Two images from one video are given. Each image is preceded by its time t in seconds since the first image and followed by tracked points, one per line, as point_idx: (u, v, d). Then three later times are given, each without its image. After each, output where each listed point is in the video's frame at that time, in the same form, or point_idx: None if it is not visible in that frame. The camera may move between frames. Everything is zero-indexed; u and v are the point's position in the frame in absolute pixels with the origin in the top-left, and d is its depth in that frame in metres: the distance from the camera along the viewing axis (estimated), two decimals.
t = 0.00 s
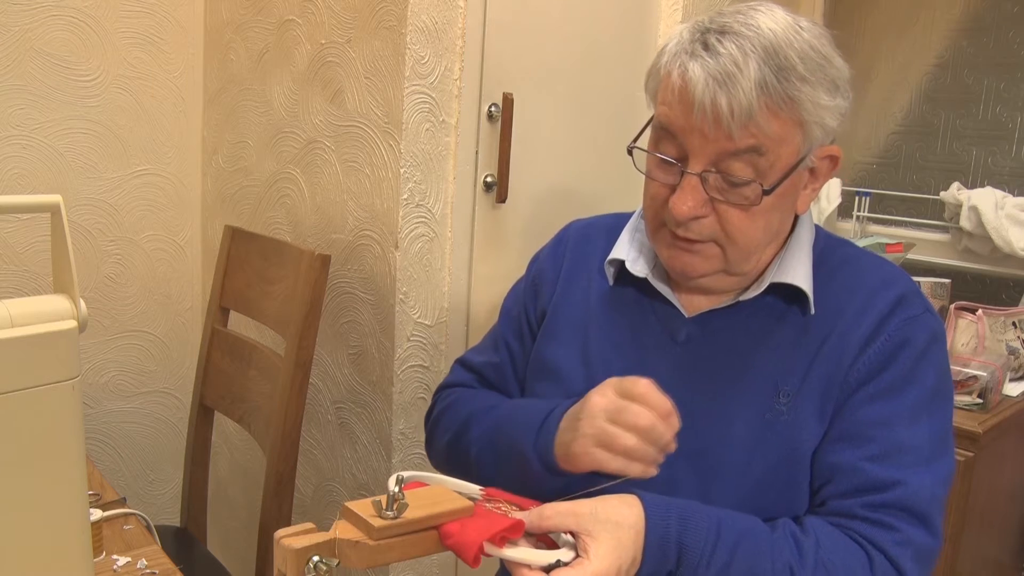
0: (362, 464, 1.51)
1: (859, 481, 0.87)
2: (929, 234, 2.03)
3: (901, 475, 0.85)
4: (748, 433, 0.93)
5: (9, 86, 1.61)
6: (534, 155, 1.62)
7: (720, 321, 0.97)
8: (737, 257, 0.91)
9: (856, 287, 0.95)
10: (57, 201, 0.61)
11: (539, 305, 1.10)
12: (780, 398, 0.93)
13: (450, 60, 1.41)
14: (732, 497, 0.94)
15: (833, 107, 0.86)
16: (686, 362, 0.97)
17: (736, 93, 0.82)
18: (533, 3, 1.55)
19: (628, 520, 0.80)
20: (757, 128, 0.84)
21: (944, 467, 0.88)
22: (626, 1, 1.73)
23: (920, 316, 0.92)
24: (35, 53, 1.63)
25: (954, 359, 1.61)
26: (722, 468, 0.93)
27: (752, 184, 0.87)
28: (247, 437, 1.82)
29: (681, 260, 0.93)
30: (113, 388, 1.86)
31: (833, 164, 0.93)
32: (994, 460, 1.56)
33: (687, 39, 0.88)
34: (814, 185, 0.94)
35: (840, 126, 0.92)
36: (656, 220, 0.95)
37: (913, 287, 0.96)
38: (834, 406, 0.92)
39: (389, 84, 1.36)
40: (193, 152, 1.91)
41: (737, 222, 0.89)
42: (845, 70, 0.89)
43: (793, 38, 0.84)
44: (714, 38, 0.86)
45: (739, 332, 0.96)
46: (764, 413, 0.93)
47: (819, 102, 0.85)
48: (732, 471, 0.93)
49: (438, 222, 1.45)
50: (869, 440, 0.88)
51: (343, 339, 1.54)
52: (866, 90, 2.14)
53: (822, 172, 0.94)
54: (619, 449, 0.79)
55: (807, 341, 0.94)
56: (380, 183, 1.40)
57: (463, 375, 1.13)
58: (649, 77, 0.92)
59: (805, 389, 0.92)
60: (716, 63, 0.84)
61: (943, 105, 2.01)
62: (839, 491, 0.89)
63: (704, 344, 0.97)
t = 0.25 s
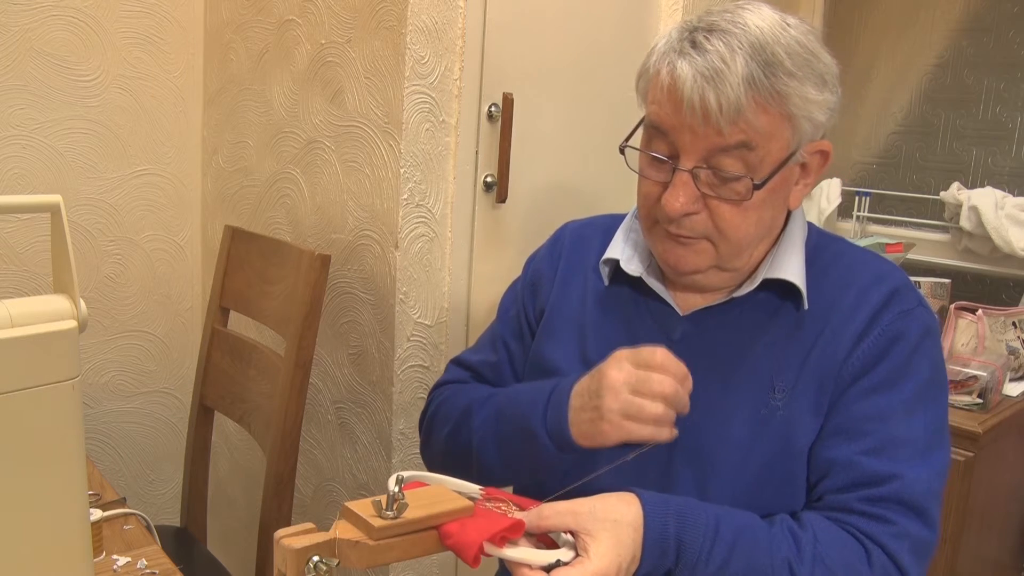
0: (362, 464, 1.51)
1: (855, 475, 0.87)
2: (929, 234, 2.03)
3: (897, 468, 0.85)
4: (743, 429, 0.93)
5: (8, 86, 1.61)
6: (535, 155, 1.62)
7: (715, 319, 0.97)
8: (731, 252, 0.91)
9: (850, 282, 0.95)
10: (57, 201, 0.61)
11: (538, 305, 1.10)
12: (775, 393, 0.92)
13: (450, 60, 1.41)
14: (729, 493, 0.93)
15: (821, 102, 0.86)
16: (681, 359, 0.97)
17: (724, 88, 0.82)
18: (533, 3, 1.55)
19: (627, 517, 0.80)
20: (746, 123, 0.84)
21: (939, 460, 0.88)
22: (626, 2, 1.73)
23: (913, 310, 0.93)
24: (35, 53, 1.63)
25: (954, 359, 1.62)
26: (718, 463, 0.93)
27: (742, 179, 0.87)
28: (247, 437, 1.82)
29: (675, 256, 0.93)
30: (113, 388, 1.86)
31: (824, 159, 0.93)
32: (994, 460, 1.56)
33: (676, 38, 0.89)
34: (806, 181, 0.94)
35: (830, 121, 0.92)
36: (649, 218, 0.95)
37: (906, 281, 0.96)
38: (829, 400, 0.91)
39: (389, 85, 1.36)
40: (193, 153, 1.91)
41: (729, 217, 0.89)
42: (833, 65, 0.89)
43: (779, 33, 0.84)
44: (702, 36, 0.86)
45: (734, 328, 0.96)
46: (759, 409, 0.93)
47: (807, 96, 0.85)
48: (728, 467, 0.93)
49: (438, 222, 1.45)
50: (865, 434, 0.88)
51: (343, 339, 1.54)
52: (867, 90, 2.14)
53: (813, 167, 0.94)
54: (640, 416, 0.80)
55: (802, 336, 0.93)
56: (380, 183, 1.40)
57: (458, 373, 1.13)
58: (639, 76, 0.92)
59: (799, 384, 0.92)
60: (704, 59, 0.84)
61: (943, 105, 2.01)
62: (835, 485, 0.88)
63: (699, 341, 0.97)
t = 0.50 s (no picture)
0: (362, 464, 1.51)
1: (852, 473, 0.87)
2: (929, 234, 2.03)
3: (894, 465, 0.85)
4: (739, 427, 0.93)
5: (8, 86, 1.61)
6: (535, 155, 1.62)
7: (711, 317, 0.97)
8: (724, 250, 0.91)
9: (844, 280, 0.95)
10: (56, 201, 0.61)
11: (537, 303, 1.10)
12: (770, 392, 0.92)
13: (450, 60, 1.41)
14: (726, 491, 0.93)
15: (811, 98, 0.86)
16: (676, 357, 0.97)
17: (714, 87, 0.82)
18: (534, 3, 1.55)
19: (626, 516, 0.80)
20: (736, 121, 0.84)
21: (936, 457, 0.88)
22: (627, 2, 1.73)
23: (908, 307, 0.93)
24: (35, 53, 1.63)
25: (954, 360, 1.62)
26: (714, 462, 0.93)
27: (733, 176, 0.87)
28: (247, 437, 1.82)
29: (669, 255, 0.93)
30: (113, 388, 1.86)
31: (816, 156, 0.93)
32: (994, 459, 1.56)
33: (665, 38, 0.89)
34: (798, 178, 0.95)
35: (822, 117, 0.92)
36: (642, 218, 0.95)
37: (900, 278, 0.96)
38: (824, 399, 0.92)
39: (389, 85, 1.36)
40: (193, 153, 1.91)
41: (721, 214, 0.89)
42: (823, 62, 0.89)
43: (768, 31, 0.84)
44: (692, 35, 0.86)
45: (730, 326, 0.96)
46: (754, 407, 0.93)
47: (797, 93, 0.85)
48: (724, 465, 0.93)
49: (438, 222, 1.45)
50: (861, 432, 0.88)
51: (343, 339, 1.54)
52: (867, 90, 2.15)
53: (805, 164, 0.94)
54: (642, 391, 0.80)
55: (797, 334, 0.93)
56: (380, 183, 1.40)
57: (454, 370, 1.13)
58: (630, 77, 0.92)
59: (795, 382, 0.92)
60: (693, 58, 0.84)
61: (943, 105, 2.01)
62: (832, 483, 0.88)
63: (694, 340, 0.97)
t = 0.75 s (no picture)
0: (362, 464, 1.51)
1: (852, 472, 0.87)
2: (929, 234, 2.03)
3: (894, 464, 0.85)
4: (739, 427, 0.93)
5: (8, 86, 1.61)
6: (535, 155, 1.62)
7: (712, 317, 0.97)
8: (725, 252, 0.91)
9: (844, 279, 0.96)
10: (56, 201, 0.61)
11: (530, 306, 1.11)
12: (770, 391, 0.92)
13: (450, 60, 1.41)
14: (726, 490, 0.93)
15: (811, 100, 0.87)
16: (676, 358, 0.97)
17: (715, 88, 0.82)
18: (534, 3, 1.55)
19: (625, 516, 0.80)
20: (738, 123, 0.84)
21: (936, 456, 0.88)
22: (627, 2, 1.73)
23: (907, 306, 0.93)
24: (35, 53, 1.63)
25: (954, 359, 1.62)
26: (715, 461, 0.93)
27: (735, 178, 0.87)
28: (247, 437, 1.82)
29: (669, 257, 0.93)
30: (113, 388, 1.86)
31: (816, 157, 0.94)
32: (994, 459, 1.56)
33: (665, 39, 0.89)
34: (797, 180, 0.95)
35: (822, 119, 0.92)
36: (642, 220, 0.94)
37: (899, 277, 0.96)
38: (824, 398, 0.92)
39: (389, 85, 1.36)
40: (193, 153, 1.91)
41: (722, 216, 0.89)
42: (823, 64, 0.89)
43: (770, 33, 0.84)
44: (692, 36, 0.86)
45: (729, 327, 0.96)
46: (754, 407, 0.93)
47: (798, 94, 0.85)
48: (724, 465, 0.93)
49: (438, 222, 1.45)
50: (861, 431, 0.88)
51: (343, 339, 1.54)
52: (867, 90, 2.15)
53: (804, 166, 0.94)
54: (596, 381, 0.78)
55: (797, 334, 0.94)
56: (380, 183, 1.40)
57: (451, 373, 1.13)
58: (629, 79, 0.92)
59: (795, 382, 0.92)
60: (694, 60, 0.84)
61: (944, 105, 2.01)
62: (832, 483, 0.88)
63: (694, 339, 0.97)
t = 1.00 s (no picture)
0: (362, 464, 1.51)
1: (853, 478, 0.86)
2: (928, 234, 2.03)
3: (895, 471, 0.85)
4: (740, 431, 0.93)
5: (8, 86, 1.61)
6: (535, 155, 1.62)
7: (714, 319, 0.97)
8: (727, 257, 0.91)
9: (847, 283, 0.95)
10: (56, 201, 0.61)
11: (527, 307, 1.11)
12: (771, 396, 0.92)
13: (450, 60, 1.41)
14: (727, 494, 0.93)
15: (817, 105, 0.86)
16: (677, 360, 0.97)
17: (720, 93, 0.82)
18: (534, 3, 1.55)
19: (625, 517, 0.80)
20: (742, 129, 0.84)
21: (937, 462, 0.88)
22: (626, 2, 1.73)
23: (911, 311, 0.92)
24: (35, 53, 1.63)
25: (954, 359, 1.62)
26: (716, 465, 0.93)
27: (738, 184, 0.87)
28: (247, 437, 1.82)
29: (671, 261, 0.93)
30: (113, 388, 1.86)
31: (821, 162, 0.93)
32: (994, 459, 1.56)
33: (670, 42, 0.88)
34: (802, 184, 0.95)
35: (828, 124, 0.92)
36: (645, 223, 0.94)
37: (902, 281, 0.96)
38: (826, 403, 0.91)
39: (389, 85, 1.36)
40: (193, 153, 1.91)
41: (725, 221, 0.89)
42: (830, 68, 0.89)
43: (775, 37, 0.84)
44: (697, 39, 0.86)
45: (731, 330, 0.96)
46: (755, 411, 0.93)
47: (804, 100, 0.85)
48: (725, 469, 0.93)
49: (438, 222, 1.45)
50: (863, 437, 0.87)
51: (343, 339, 1.54)
52: (867, 90, 2.15)
53: (809, 170, 0.94)
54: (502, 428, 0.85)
55: (798, 338, 0.93)
56: (380, 183, 1.40)
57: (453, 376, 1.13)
58: (633, 81, 0.92)
59: (796, 387, 0.92)
60: (699, 64, 0.84)
61: (943, 105, 2.01)
62: (833, 489, 0.88)
63: (695, 342, 0.97)
